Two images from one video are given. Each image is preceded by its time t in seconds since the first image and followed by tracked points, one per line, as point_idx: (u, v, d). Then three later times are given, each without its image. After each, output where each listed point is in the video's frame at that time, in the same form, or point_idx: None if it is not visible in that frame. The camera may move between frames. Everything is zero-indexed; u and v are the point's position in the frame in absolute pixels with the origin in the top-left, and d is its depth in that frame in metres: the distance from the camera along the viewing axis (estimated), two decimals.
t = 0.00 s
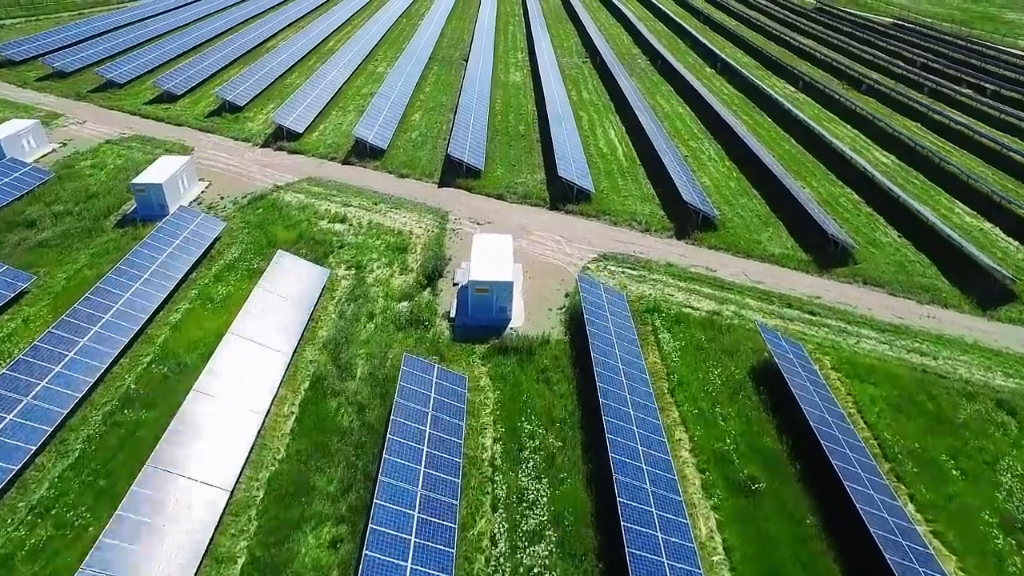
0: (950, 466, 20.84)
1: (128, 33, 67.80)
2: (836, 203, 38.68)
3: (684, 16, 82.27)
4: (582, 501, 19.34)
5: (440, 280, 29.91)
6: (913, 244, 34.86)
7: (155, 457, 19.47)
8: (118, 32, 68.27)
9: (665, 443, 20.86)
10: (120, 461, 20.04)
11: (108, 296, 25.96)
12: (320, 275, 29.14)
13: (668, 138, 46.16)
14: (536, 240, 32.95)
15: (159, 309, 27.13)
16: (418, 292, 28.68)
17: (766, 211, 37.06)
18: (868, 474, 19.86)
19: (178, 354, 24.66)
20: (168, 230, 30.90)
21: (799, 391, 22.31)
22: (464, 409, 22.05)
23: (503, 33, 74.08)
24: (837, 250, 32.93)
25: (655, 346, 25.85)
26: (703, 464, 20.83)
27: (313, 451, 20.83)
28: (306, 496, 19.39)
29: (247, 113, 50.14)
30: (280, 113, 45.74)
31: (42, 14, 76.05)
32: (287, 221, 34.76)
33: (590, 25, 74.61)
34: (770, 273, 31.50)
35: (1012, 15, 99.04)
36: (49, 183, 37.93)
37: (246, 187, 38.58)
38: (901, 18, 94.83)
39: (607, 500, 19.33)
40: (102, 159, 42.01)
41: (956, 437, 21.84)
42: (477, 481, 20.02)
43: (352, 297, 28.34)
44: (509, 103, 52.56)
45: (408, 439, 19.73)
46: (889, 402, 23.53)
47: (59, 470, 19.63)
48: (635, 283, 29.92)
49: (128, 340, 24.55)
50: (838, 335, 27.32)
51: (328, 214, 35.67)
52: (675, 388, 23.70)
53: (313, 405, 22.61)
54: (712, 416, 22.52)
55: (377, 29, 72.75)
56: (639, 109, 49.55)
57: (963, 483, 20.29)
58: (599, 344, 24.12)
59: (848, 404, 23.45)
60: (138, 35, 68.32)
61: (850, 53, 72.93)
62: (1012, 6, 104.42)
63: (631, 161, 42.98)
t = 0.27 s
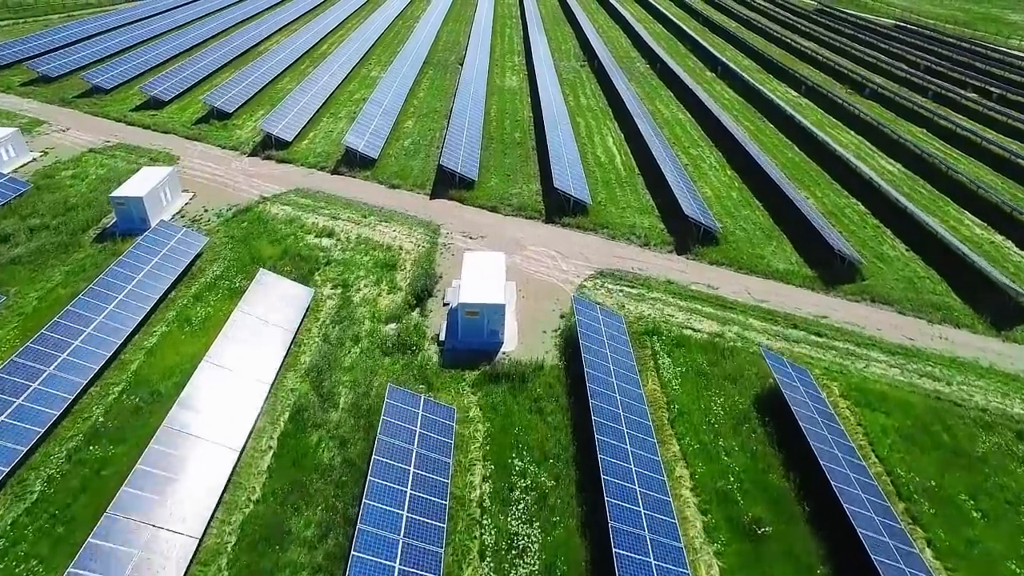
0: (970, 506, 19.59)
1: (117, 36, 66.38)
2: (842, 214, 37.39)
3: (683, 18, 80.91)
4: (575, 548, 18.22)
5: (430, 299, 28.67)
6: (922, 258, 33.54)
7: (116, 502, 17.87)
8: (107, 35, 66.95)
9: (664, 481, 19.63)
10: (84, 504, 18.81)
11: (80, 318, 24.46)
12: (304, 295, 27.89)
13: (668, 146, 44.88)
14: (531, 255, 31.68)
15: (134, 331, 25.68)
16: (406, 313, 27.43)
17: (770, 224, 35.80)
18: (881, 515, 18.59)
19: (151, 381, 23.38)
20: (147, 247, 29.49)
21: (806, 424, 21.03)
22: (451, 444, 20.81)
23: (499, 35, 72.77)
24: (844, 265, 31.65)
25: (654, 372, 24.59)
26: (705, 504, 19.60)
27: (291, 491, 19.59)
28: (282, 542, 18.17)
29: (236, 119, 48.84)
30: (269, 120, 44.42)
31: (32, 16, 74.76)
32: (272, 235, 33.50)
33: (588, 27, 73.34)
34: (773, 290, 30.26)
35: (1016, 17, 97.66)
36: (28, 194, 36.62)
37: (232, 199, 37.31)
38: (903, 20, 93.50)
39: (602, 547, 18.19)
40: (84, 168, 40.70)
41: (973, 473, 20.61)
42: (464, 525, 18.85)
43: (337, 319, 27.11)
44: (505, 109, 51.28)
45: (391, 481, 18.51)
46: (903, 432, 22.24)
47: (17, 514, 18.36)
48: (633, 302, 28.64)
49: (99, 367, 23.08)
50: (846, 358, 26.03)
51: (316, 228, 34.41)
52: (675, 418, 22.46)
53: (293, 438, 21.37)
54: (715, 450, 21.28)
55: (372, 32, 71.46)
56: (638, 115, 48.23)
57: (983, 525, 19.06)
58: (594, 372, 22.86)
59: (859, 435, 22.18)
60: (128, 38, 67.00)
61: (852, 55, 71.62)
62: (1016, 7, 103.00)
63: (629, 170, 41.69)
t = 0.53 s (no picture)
0: (990, 552, 18.38)
1: (105, 39, 64.99)
2: (846, 226, 36.16)
3: (683, 19, 79.60)
4: None
5: (418, 320, 27.45)
6: (931, 273, 32.30)
7: (66, 555, 16.28)
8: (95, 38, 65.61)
9: (663, 525, 18.42)
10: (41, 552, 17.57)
11: (46, 344, 23.10)
12: (286, 316, 26.67)
13: (667, 154, 43.61)
14: (524, 272, 30.45)
15: (105, 357, 24.31)
16: (392, 336, 26.21)
17: (772, 237, 34.56)
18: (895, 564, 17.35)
19: (121, 412, 22.12)
20: (122, 265, 28.17)
21: (813, 461, 19.80)
22: (435, 483, 19.58)
23: (496, 38, 71.46)
24: (850, 281, 30.38)
25: (652, 400, 23.36)
26: (707, 550, 18.39)
27: (264, 536, 18.38)
28: None
29: (223, 127, 47.58)
30: (256, 128, 43.14)
31: (19, 19, 73.37)
32: (256, 251, 32.27)
33: (585, 30, 72.06)
34: (777, 309, 29.01)
35: (1019, 17, 96.44)
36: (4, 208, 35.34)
37: (216, 212, 36.07)
38: (904, 21, 92.31)
39: None
40: (65, 179, 39.42)
41: (992, 514, 19.42)
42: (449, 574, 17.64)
43: (320, 343, 25.89)
44: (499, 115, 50.06)
45: (370, 527, 17.29)
46: (916, 468, 21.01)
47: None
48: (630, 323, 27.42)
49: (64, 398, 21.73)
50: (854, 383, 24.79)
51: (301, 243, 33.18)
52: (674, 452, 21.23)
53: (268, 476, 20.14)
54: (717, 488, 20.06)
55: (365, 35, 70.20)
56: (636, 121, 46.95)
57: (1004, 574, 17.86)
58: (588, 403, 21.62)
59: (869, 470, 20.96)
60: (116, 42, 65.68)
61: (854, 58, 70.39)
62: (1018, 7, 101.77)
63: (627, 179, 40.43)
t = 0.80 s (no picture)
0: None
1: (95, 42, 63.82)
2: (851, 237, 35.07)
3: (683, 21, 78.41)
4: None
5: (406, 340, 26.42)
6: (939, 287, 31.19)
7: None
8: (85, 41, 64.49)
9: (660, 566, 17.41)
10: None
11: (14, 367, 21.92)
12: (268, 335, 25.56)
13: (666, 161, 42.48)
14: (516, 287, 29.40)
15: (77, 380, 23.16)
16: (378, 358, 25.19)
17: (774, 249, 33.48)
18: None
19: (91, 441, 21.07)
20: (100, 281, 27.05)
21: (819, 496, 18.73)
22: (418, 519, 18.54)
23: (493, 41, 70.30)
24: (855, 296, 29.26)
25: (648, 427, 22.31)
26: None
27: None
28: None
29: (212, 133, 46.50)
30: (244, 135, 42.00)
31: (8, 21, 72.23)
32: (240, 264, 31.22)
33: (583, 32, 70.94)
34: (779, 326, 27.91)
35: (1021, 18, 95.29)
36: None
37: (200, 222, 35.01)
38: (906, 21, 91.20)
39: None
40: (47, 188, 38.34)
41: (1008, 554, 18.43)
42: None
43: (303, 364, 24.85)
44: (495, 120, 48.98)
45: (348, 572, 16.25)
46: (927, 501, 19.97)
47: None
48: (627, 342, 26.35)
49: (30, 426, 20.59)
50: (860, 406, 23.69)
51: (288, 256, 32.13)
52: (671, 485, 20.19)
53: (244, 512, 19.11)
54: (716, 524, 19.03)
55: (360, 37, 69.10)
56: (634, 127, 45.84)
57: None
58: (582, 432, 20.55)
59: (877, 504, 19.92)
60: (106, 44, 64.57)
61: (856, 60, 69.24)
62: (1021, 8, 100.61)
63: (624, 187, 39.31)
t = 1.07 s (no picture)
0: None
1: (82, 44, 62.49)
2: (855, 250, 33.82)
3: (682, 22, 77.11)
4: None
5: (390, 363, 25.28)
6: (947, 304, 29.94)
7: None
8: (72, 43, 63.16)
9: None
10: None
11: None
12: (245, 358, 24.34)
13: (664, 169, 41.24)
14: (507, 307, 28.19)
15: (40, 410, 21.87)
16: (360, 384, 24.00)
17: (776, 264, 32.25)
18: None
19: (51, 477, 19.87)
20: (70, 301, 25.75)
21: (825, 542, 17.48)
22: (396, 564, 17.30)
23: (488, 43, 69.03)
24: (860, 315, 28.03)
25: (643, 460, 21.09)
26: None
27: None
28: None
29: (198, 140, 45.26)
30: (229, 143, 40.77)
31: None
32: (220, 281, 30.00)
33: (581, 34, 69.67)
34: (781, 347, 26.70)
35: None
36: None
37: (181, 235, 33.78)
38: (907, 23, 89.96)
39: None
40: (24, 198, 37.10)
41: None
42: None
43: (281, 391, 23.65)
44: (489, 126, 47.72)
45: None
46: (940, 544, 18.77)
47: None
48: (621, 366, 25.12)
49: None
50: (868, 436, 22.42)
51: (270, 272, 30.95)
52: (667, 526, 18.99)
53: (211, 557, 17.91)
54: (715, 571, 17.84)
55: (353, 39, 67.84)
56: (631, 134, 44.60)
57: None
58: (572, 467, 19.28)
59: (886, 547, 18.72)
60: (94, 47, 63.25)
61: (859, 62, 67.94)
62: None
63: (621, 197, 38.09)
